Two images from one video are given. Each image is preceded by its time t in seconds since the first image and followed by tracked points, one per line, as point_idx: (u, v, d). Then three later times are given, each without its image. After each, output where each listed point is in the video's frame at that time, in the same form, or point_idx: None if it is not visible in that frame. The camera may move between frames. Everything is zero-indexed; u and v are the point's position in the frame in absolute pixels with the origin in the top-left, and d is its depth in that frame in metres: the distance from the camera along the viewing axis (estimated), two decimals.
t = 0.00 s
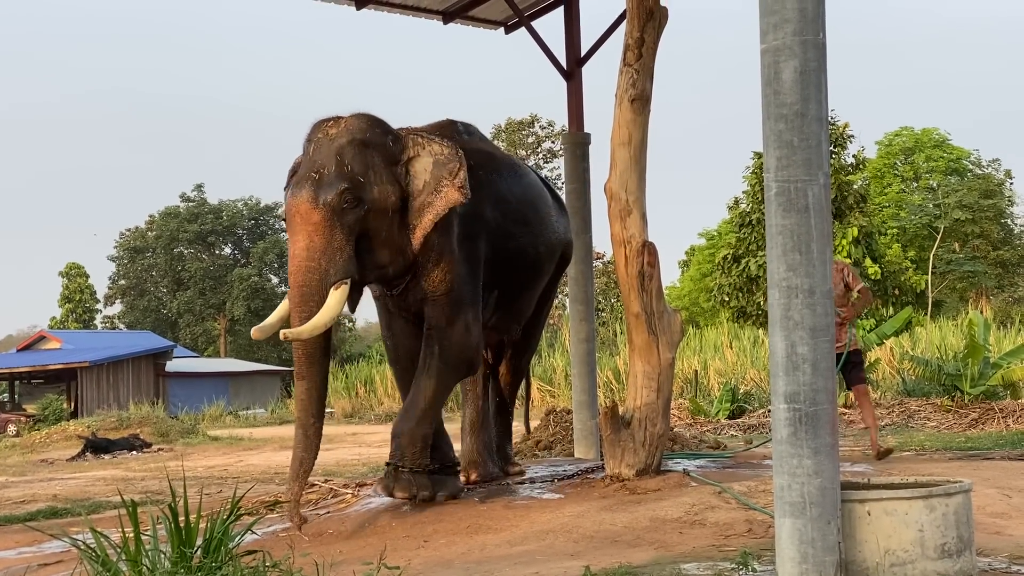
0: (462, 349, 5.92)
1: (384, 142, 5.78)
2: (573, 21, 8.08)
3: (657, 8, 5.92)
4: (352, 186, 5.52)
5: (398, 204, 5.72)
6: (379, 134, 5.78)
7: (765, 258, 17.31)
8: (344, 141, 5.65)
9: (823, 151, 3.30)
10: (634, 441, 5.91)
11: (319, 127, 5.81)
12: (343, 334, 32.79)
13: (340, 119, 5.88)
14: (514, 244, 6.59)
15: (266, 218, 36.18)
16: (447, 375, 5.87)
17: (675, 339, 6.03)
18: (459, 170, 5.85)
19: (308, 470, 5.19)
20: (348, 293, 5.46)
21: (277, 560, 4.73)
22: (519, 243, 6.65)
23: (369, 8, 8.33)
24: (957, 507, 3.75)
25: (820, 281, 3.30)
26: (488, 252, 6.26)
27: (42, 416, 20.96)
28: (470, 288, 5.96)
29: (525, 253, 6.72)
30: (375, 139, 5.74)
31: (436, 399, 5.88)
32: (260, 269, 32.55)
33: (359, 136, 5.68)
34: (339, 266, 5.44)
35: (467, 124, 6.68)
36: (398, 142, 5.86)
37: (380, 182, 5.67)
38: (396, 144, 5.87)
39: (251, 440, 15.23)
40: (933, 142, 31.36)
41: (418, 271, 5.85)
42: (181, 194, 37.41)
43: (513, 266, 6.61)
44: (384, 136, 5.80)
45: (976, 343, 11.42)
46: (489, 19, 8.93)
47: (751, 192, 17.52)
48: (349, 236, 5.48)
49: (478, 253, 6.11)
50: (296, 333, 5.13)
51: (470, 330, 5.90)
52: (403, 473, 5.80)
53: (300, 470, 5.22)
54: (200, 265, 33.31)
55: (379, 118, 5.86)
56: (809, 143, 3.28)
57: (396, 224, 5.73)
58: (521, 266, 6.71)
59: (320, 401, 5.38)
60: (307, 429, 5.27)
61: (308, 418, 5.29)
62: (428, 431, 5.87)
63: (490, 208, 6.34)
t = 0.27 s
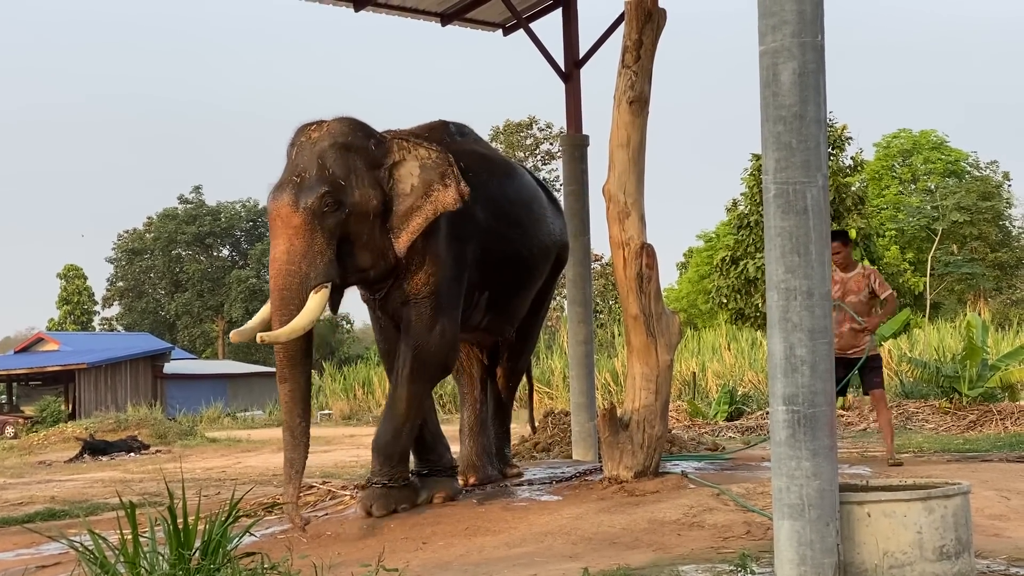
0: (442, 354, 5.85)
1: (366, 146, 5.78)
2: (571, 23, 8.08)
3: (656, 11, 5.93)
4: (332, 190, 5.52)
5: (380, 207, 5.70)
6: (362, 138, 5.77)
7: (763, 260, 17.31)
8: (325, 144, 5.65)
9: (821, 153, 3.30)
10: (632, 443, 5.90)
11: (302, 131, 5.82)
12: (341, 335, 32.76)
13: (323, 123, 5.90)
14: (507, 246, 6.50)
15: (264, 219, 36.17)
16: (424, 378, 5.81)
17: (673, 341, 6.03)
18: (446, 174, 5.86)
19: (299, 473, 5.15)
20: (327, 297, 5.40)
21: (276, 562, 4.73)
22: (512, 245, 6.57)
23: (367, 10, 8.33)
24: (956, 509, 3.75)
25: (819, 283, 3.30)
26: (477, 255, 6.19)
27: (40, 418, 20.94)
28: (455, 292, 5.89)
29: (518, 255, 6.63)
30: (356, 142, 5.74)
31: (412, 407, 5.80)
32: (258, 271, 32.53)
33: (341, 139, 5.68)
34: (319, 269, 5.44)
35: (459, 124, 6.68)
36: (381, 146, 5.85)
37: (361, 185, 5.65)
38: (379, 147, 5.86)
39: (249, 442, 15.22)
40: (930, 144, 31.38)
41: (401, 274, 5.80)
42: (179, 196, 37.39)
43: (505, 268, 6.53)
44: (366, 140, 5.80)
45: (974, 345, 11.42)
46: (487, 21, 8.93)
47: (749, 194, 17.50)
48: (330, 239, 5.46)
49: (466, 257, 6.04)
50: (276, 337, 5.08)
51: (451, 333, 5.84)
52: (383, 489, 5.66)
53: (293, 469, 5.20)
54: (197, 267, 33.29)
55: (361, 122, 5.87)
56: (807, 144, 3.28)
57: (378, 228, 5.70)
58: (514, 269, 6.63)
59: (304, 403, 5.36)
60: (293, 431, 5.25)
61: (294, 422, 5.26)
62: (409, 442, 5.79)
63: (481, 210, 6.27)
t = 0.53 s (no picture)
0: (427, 355, 5.82)
1: (343, 149, 5.74)
2: (569, 25, 8.08)
3: (654, 13, 5.94)
4: (307, 195, 5.50)
5: (357, 210, 5.65)
6: (338, 141, 5.74)
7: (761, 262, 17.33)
8: (301, 150, 5.63)
9: (820, 154, 3.30)
10: (631, 444, 5.91)
11: (280, 136, 5.80)
12: (340, 337, 32.76)
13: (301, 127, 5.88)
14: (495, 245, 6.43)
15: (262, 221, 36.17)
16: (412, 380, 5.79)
17: (672, 343, 6.02)
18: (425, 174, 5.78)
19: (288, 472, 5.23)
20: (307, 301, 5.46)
21: (274, 563, 4.73)
22: (501, 244, 6.50)
23: (366, 12, 8.33)
24: (954, 511, 3.75)
25: (817, 284, 3.30)
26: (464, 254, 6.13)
27: (38, 420, 20.94)
28: (439, 293, 5.83)
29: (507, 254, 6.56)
30: (332, 146, 5.70)
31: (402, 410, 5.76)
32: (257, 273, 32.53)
33: (317, 144, 5.66)
34: (297, 274, 5.45)
35: (445, 122, 6.64)
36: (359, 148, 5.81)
37: (338, 189, 5.62)
38: (356, 150, 5.81)
39: (247, 444, 15.21)
40: (928, 146, 31.41)
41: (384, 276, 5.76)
42: (178, 198, 37.38)
43: (493, 268, 6.47)
44: (343, 143, 5.76)
45: (972, 346, 11.43)
46: (486, 22, 8.93)
47: (748, 196, 17.50)
48: (306, 244, 5.47)
49: (451, 256, 5.98)
50: (250, 343, 5.15)
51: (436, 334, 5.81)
52: (379, 491, 5.67)
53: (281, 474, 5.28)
54: (196, 269, 33.27)
55: (337, 125, 5.84)
56: (806, 146, 3.28)
57: (358, 231, 5.67)
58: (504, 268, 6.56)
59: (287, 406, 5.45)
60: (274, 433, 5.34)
61: (275, 424, 5.34)
62: (402, 447, 5.80)
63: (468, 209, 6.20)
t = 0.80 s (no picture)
0: (417, 356, 5.81)
1: (321, 153, 5.71)
2: (568, 28, 8.09)
3: (652, 15, 5.95)
4: (284, 200, 5.47)
5: (337, 214, 5.62)
6: (316, 145, 5.71)
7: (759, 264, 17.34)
8: (277, 155, 5.61)
9: (818, 156, 3.31)
10: (629, 446, 5.90)
11: (260, 142, 5.79)
12: (338, 339, 32.75)
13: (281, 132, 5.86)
14: (484, 245, 6.37)
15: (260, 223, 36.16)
16: (402, 382, 5.76)
17: (669, 345, 6.02)
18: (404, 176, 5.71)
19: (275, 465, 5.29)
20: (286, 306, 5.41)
21: (272, 565, 4.72)
22: (491, 243, 6.44)
23: (365, 14, 8.34)
24: (952, 513, 3.75)
25: (816, 286, 3.30)
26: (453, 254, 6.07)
27: (36, 421, 20.93)
28: (427, 293, 5.79)
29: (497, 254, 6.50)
30: (310, 150, 5.68)
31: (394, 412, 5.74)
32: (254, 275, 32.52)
33: (293, 149, 5.64)
34: (277, 279, 5.42)
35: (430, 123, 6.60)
36: (338, 151, 5.77)
37: (317, 193, 5.59)
38: (334, 154, 5.78)
39: (245, 446, 15.21)
40: (926, 148, 31.46)
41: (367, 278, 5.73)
42: (176, 200, 37.37)
43: (485, 269, 6.43)
44: (321, 147, 5.73)
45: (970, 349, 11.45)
46: (484, 24, 8.94)
47: (746, 198, 17.51)
48: (285, 248, 5.43)
49: (439, 255, 5.92)
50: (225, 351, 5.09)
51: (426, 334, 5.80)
52: (376, 495, 5.66)
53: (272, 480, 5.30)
54: (194, 270, 33.26)
55: (317, 129, 5.82)
56: (804, 148, 3.29)
57: (338, 234, 5.65)
58: (494, 268, 6.50)
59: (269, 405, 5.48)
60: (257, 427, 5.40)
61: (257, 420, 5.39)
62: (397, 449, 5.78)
63: (456, 208, 6.14)
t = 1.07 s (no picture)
0: (408, 356, 5.80)
1: (306, 156, 5.68)
2: (566, 29, 8.09)
3: (651, 17, 5.95)
4: (270, 204, 5.46)
5: (323, 217, 5.60)
6: (301, 148, 5.69)
7: (758, 265, 17.35)
8: (264, 159, 5.62)
9: (817, 158, 3.31)
10: (628, 448, 5.90)
11: (246, 147, 5.79)
12: (336, 340, 32.74)
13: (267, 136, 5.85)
14: (475, 242, 6.33)
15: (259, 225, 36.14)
16: (395, 382, 5.75)
17: (668, 347, 6.03)
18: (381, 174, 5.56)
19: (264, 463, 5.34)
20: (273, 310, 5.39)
21: (271, 567, 4.72)
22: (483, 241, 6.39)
23: (363, 15, 8.34)
24: (951, 515, 3.76)
25: (815, 288, 3.30)
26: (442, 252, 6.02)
27: (34, 423, 20.91)
28: (418, 293, 5.76)
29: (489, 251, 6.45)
30: (295, 154, 5.66)
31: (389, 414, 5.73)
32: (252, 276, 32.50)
33: (279, 153, 5.63)
34: (264, 283, 5.41)
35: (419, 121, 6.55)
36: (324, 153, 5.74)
37: (303, 196, 5.58)
38: (320, 157, 5.74)
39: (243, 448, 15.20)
40: (924, 150, 31.49)
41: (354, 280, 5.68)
42: (174, 202, 37.35)
43: (478, 269, 6.39)
44: (306, 150, 5.70)
45: (968, 350, 11.46)
46: (482, 26, 8.94)
47: (745, 199, 17.51)
48: (273, 253, 5.43)
49: (429, 254, 5.87)
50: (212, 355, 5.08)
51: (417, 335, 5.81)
52: (378, 495, 5.66)
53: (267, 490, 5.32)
54: (192, 272, 33.24)
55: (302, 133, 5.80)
56: (803, 150, 3.29)
57: (325, 238, 5.63)
58: (486, 265, 6.45)
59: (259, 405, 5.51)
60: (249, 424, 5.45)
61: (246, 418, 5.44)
62: (394, 451, 5.77)
63: (445, 205, 6.09)
